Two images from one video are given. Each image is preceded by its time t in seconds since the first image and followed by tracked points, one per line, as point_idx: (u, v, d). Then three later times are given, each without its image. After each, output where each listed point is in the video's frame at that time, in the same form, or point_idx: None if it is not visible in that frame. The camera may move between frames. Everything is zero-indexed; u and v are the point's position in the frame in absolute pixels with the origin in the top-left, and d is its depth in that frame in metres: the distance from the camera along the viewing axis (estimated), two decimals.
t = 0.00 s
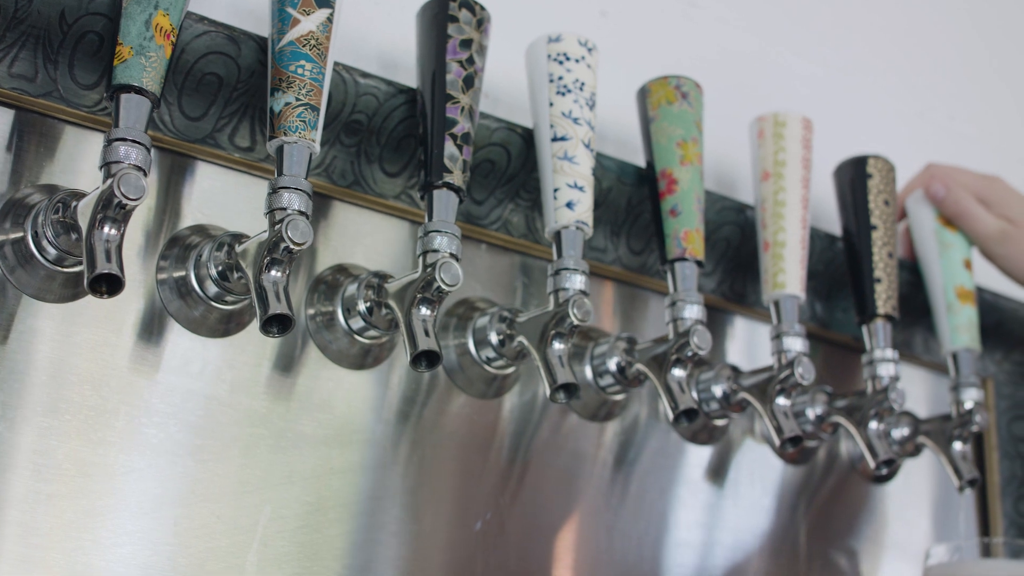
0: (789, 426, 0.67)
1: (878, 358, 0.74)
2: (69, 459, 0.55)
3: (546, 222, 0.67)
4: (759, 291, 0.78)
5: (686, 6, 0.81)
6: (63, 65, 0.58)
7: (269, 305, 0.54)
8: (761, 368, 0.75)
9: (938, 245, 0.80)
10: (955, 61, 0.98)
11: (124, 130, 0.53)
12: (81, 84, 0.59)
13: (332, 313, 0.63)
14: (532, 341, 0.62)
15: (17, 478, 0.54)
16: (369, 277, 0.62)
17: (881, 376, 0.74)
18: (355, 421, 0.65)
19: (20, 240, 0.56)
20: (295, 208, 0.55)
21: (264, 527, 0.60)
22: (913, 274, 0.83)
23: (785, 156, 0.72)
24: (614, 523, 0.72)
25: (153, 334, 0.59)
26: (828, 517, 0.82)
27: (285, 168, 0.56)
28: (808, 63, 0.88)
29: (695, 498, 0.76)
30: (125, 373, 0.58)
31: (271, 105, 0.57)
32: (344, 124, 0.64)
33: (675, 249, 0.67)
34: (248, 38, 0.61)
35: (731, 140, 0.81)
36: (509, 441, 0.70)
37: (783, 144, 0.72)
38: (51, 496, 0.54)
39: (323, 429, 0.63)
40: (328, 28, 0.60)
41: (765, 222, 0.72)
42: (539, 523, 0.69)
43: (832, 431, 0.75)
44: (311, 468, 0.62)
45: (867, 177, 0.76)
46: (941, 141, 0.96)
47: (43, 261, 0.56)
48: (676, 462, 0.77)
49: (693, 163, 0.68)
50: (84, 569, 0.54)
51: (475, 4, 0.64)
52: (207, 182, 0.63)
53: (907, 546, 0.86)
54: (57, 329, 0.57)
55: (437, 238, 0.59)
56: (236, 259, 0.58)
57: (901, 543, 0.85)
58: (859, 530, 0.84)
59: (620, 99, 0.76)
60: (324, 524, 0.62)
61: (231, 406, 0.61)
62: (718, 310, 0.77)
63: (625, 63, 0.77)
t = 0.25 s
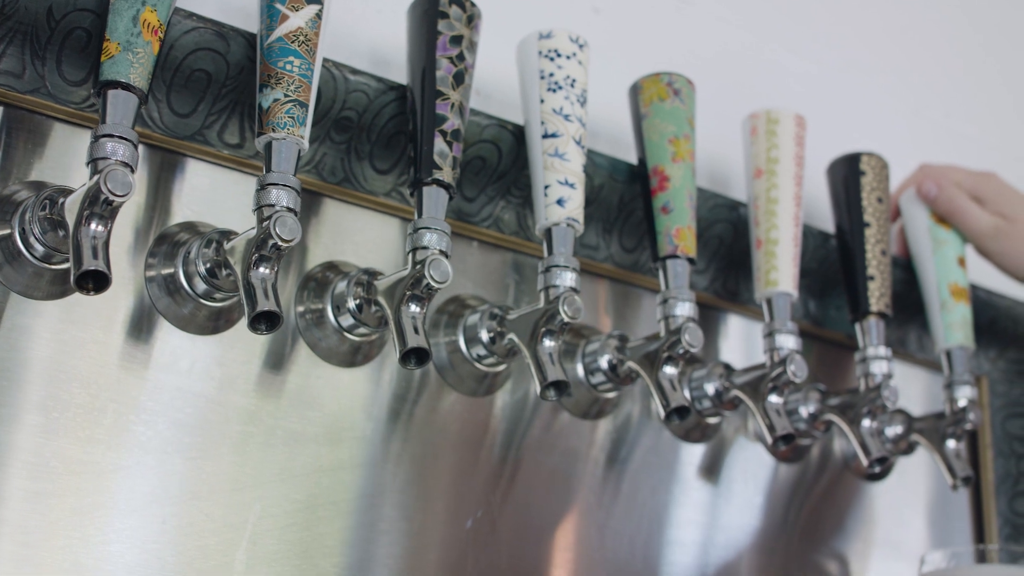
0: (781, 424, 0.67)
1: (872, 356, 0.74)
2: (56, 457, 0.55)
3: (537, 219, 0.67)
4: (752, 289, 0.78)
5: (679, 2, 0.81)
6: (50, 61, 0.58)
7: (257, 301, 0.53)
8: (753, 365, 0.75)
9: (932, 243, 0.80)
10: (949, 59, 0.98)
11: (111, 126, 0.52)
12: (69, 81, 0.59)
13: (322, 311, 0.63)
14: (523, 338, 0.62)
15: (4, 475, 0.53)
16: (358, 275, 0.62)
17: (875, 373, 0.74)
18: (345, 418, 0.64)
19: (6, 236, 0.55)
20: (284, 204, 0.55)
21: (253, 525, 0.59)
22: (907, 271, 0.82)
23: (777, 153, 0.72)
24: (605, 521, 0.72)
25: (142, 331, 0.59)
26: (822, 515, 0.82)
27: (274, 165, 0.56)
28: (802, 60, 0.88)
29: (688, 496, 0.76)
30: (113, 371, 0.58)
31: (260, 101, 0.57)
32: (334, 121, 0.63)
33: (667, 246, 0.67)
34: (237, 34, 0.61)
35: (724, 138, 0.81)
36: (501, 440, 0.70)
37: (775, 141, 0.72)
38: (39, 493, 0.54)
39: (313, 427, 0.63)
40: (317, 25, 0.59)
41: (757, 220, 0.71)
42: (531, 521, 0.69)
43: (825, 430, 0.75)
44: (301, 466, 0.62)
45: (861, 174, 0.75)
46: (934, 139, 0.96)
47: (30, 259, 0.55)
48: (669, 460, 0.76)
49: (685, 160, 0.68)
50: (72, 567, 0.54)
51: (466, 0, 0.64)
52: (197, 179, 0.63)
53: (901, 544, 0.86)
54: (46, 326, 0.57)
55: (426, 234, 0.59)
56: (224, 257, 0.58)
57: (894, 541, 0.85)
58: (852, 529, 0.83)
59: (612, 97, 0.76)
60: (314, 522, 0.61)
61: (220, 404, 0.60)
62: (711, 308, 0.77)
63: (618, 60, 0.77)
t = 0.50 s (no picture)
0: (772, 421, 0.67)
1: (864, 352, 0.74)
2: (43, 454, 0.55)
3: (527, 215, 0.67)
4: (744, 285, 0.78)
5: None
6: (37, 57, 0.58)
7: (244, 297, 0.53)
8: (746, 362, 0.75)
9: (925, 240, 0.80)
10: (942, 57, 0.98)
11: (97, 122, 0.52)
12: (56, 77, 0.59)
13: (311, 307, 0.63)
14: (513, 335, 0.62)
15: None
16: (347, 271, 0.62)
17: (867, 370, 0.74)
18: (334, 415, 0.64)
19: None
20: (271, 200, 0.55)
21: (241, 523, 0.59)
22: (900, 268, 0.82)
23: (770, 149, 0.71)
24: (596, 519, 0.72)
25: (131, 329, 0.59)
26: (815, 512, 0.82)
27: (261, 161, 0.56)
28: (795, 57, 0.88)
29: (680, 494, 0.76)
30: (100, 367, 0.58)
31: (248, 97, 0.57)
32: (323, 117, 0.63)
33: (657, 243, 0.66)
34: (225, 30, 0.60)
35: (717, 134, 0.81)
36: (493, 437, 0.70)
37: (767, 137, 0.72)
38: (26, 490, 0.54)
39: (302, 423, 0.63)
40: (304, 20, 0.59)
41: (749, 216, 0.71)
42: (522, 519, 0.69)
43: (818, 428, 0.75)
44: (290, 463, 0.62)
45: (853, 170, 0.75)
46: (928, 136, 0.96)
47: (17, 255, 0.55)
48: (661, 458, 0.76)
49: (676, 157, 0.68)
50: (59, 565, 0.54)
51: None
52: (185, 176, 0.63)
53: (895, 541, 0.85)
54: (33, 322, 0.56)
55: (415, 231, 0.58)
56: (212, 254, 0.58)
57: (887, 538, 0.85)
58: (844, 526, 0.83)
59: (603, 94, 0.76)
60: (301, 518, 0.61)
61: (207, 401, 0.60)
62: (703, 305, 0.76)
63: (609, 56, 0.77)
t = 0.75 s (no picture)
0: (764, 419, 0.66)
1: (856, 349, 0.73)
2: (29, 451, 0.55)
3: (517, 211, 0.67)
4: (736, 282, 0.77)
5: None
6: (24, 53, 0.58)
7: (231, 294, 0.53)
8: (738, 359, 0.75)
9: (918, 236, 0.80)
10: (934, 54, 0.98)
11: (83, 117, 0.52)
12: (42, 73, 0.58)
13: (299, 304, 0.63)
14: (503, 332, 0.61)
15: None
16: (335, 268, 0.62)
17: (860, 367, 0.73)
18: (323, 412, 0.64)
19: None
20: (258, 196, 0.55)
21: (229, 521, 0.59)
22: (894, 265, 0.82)
23: (761, 145, 0.71)
24: (587, 517, 0.71)
25: (119, 326, 0.59)
26: (807, 511, 0.82)
27: (248, 157, 0.55)
28: (788, 54, 0.88)
29: (672, 492, 0.76)
30: (87, 364, 0.57)
31: (235, 93, 0.57)
32: (312, 113, 0.63)
33: (648, 239, 0.66)
34: (213, 26, 0.60)
35: (709, 130, 0.80)
36: (483, 434, 0.69)
37: (759, 133, 0.72)
38: (12, 487, 0.54)
39: (291, 421, 0.63)
40: (292, 16, 0.59)
41: (740, 212, 0.71)
42: (512, 517, 0.69)
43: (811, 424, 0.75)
44: (278, 461, 0.61)
45: (846, 166, 0.75)
46: (923, 133, 0.96)
47: (3, 252, 0.54)
48: (653, 455, 0.76)
49: (667, 153, 0.68)
50: (44, 563, 0.53)
51: None
52: (174, 172, 0.63)
53: (888, 539, 0.85)
54: (19, 320, 0.56)
55: (403, 227, 0.58)
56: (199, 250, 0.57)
57: (879, 536, 0.85)
58: (837, 524, 0.83)
59: (595, 90, 0.76)
60: (289, 516, 0.61)
61: (196, 399, 0.60)
62: (696, 302, 0.76)
63: (600, 53, 0.77)
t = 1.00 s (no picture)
0: (756, 416, 0.65)
1: (849, 346, 0.73)
2: (16, 448, 0.54)
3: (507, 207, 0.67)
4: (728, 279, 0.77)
5: None
6: (11, 48, 0.57)
7: (217, 290, 0.52)
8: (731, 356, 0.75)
9: (911, 233, 0.79)
10: (927, 51, 0.99)
11: (69, 113, 0.52)
12: (29, 68, 0.58)
13: (288, 301, 0.62)
14: (493, 329, 0.61)
15: None
16: (324, 265, 0.62)
17: (852, 364, 0.73)
18: (313, 410, 0.64)
19: None
20: (246, 192, 0.54)
21: (217, 519, 0.59)
22: (887, 262, 0.82)
23: (753, 142, 0.71)
24: (578, 515, 0.71)
25: (107, 324, 0.58)
26: (801, 508, 0.82)
27: (236, 153, 0.55)
28: (780, 51, 0.88)
29: (664, 490, 0.75)
30: (75, 361, 0.57)
31: (222, 89, 0.56)
32: (301, 110, 0.63)
33: (639, 236, 0.66)
34: (201, 22, 0.60)
35: (699, 127, 0.81)
36: (474, 432, 0.69)
37: (751, 129, 0.71)
38: None
39: (280, 419, 0.62)
40: (280, 12, 0.59)
41: (732, 209, 0.71)
42: (503, 514, 0.68)
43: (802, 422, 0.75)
44: (267, 458, 0.61)
45: (839, 163, 0.75)
46: (915, 130, 0.96)
47: None
48: (646, 453, 0.76)
49: (658, 149, 0.67)
50: (30, 560, 0.53)
51: None
52: (163, 168, 0.63)
53: (881, 538, 0.85)
54: (6, 316, 0.56)
55: (392, 223, 0.58)
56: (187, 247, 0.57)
57: (872, 534, 0.85)
58: (830, 522, 0.83)
59: (586, 87, 0.75)
60: (278, 514, 0.61)
61: (184, 397, 0.60)
62: (689, 299, 0.76)
63: (592, 50, 0.77)
